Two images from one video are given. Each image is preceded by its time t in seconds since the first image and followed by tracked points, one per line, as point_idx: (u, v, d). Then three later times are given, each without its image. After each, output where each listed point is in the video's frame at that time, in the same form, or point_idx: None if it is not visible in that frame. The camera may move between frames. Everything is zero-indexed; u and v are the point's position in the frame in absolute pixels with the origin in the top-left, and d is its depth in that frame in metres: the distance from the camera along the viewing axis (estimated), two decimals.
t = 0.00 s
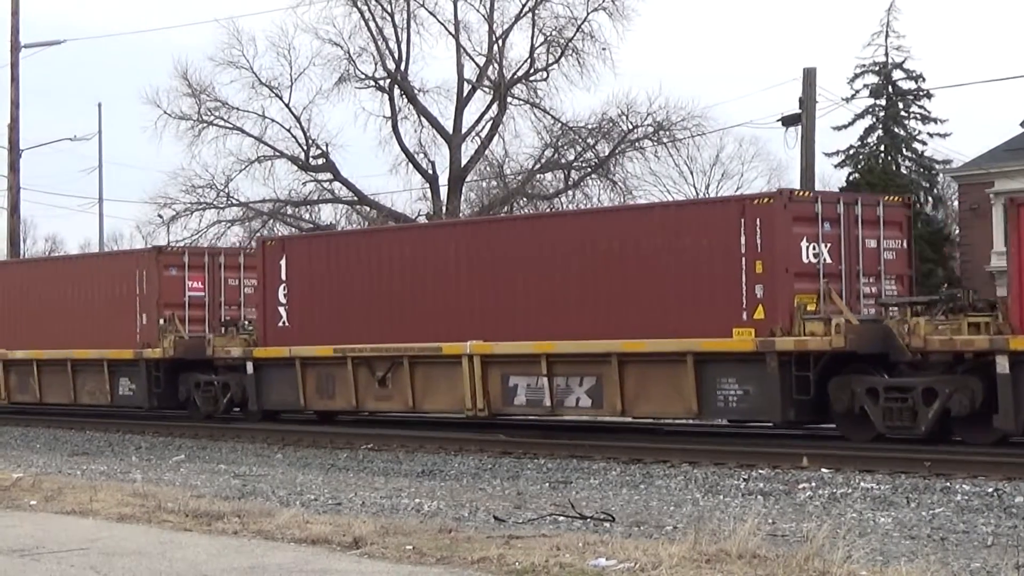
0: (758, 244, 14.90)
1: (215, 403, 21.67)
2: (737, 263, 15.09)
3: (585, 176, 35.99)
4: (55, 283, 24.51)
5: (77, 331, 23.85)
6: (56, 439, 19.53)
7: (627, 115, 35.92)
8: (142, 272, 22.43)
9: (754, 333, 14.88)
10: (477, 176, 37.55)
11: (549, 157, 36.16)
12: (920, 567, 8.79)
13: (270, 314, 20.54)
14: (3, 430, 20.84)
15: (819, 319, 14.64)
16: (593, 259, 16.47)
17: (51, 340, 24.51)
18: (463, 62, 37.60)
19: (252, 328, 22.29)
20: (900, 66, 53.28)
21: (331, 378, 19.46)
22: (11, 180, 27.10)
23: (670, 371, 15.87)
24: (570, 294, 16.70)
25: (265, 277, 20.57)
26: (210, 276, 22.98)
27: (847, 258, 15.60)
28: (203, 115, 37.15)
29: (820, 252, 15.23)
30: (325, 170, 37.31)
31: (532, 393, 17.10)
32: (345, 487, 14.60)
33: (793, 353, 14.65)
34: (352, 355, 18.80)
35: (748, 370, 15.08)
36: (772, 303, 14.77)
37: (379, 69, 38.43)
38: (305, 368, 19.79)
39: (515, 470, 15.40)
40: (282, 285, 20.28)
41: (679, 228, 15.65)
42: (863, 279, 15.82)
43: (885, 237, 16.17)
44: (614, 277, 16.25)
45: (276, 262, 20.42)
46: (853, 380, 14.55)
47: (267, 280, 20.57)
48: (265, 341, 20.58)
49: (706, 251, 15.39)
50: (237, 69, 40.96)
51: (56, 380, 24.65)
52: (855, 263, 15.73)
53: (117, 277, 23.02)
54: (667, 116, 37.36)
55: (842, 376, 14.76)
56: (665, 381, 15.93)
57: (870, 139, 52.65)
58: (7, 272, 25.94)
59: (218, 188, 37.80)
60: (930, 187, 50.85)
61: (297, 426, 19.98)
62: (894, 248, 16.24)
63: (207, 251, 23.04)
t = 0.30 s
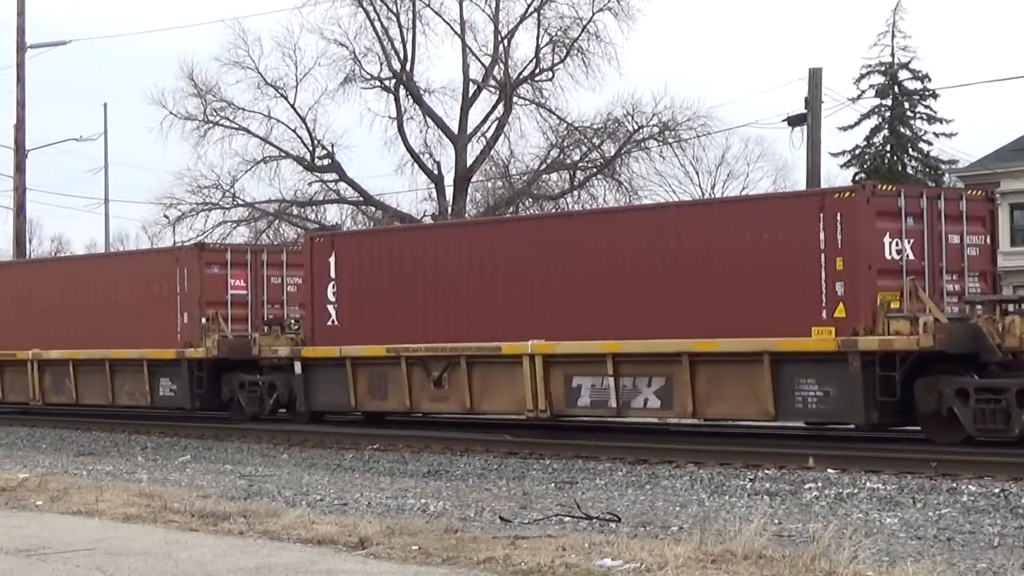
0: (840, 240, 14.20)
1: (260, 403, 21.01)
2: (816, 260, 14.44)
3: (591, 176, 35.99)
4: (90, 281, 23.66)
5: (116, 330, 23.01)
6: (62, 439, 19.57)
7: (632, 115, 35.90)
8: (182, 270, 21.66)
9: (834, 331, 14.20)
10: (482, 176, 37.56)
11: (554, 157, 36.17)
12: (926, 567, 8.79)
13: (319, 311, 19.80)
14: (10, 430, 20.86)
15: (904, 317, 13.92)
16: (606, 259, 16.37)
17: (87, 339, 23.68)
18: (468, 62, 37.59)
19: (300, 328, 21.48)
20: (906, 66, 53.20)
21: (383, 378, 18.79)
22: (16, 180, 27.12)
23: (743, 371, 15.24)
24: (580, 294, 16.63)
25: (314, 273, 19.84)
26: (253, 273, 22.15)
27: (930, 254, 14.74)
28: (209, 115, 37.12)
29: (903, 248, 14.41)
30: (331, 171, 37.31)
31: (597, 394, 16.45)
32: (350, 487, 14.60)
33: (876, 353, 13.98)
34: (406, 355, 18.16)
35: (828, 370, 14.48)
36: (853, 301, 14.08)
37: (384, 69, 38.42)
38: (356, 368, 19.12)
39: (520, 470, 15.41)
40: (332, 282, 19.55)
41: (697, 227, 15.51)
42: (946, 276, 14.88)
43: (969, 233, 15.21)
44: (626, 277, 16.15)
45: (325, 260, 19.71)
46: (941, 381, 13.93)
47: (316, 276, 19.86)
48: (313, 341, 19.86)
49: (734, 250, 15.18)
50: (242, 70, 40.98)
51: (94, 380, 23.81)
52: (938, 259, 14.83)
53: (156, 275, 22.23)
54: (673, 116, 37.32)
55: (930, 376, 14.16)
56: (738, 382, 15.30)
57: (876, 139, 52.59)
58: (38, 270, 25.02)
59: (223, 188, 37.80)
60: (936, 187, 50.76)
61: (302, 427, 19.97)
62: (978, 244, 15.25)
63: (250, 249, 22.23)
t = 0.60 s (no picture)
0: (931, 235, 13.35)
1: (314, 404, 20.13)
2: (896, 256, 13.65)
3: (602, 177, 36.00)
4: (131, 278, 22.47)
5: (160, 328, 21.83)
6: (74, 439, 19.63)
7: (643, 115, 35.90)
8: (230, 267, 20.52)
9: (927, 331, 13.33)
10: (493, 177, 37.60)
11: (566, 157, 36.22)
12: (938, 567, 8.77)
13: (373, 310, 18.86)
14: (22, 430, 20.89)
15: (1002, 318, 13.12)
16: (635, 258, 15.84)
17: (129, 338, 22.48)
18: (479, 62, 37.59)
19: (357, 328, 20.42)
20: (917, 66, 53.17)
21: (444, 378, 17.89)
22: (27, 179, 27.15)
23: (831, 371, 14.26)
24: (610, 294, 16.08)
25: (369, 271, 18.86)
26: (304, 270, 21.08)
27: None
28: (220, 116, 37.18)
29: (997, 245, 13.55)
30: (342, 171, 37.35)
31: (672, 395, 15.50)
32: (362, 487, 14.60)
33: (971, 353, 13.11)
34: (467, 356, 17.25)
35: (919, 371, 13.54)
36: (946, 300, 13.23)
37: (395, 70, 38.43)
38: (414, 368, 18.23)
39: (532, 470, 15.41)
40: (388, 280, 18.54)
41: (732, 224, 14.95)
42: None
43: None
44: (657, 275, 15.61)
45: (382, 257, 18.63)
46: None
47: (372, 274, 18.85)
48: (370, 340, 18.87)
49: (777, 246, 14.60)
50: (254, 70, 41.07)
51: (138, 380, 22.64)
52: None
53: (201, 272, 21.04)
54: (683, 116, 37.28)
55: None
56: (826, 382, 14.32)
57: (888, 138, 52.58)
58: (75, 266, 23.80)
59: (234, 189, 37.89)
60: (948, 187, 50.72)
61: (313, 427, 19.99)
62: None
63: (300, 245, 21.16)
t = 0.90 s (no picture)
0: None
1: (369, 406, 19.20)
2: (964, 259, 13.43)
3: (614, 177, 36.01)
4: (177, 275, 21.30)
5: (207, 327, 20.67)
6: (87, 439, 19.70)
7: (655, 116, 35.90)
8: (280, 265, 19.39)
9: None
10: (505, 177, 37.67)
11: (577, 157, 36.22)
12: (951, 568, 8.37)
13: (432, 310, 18.13)
14: (35, 431, 20.96)
15: None
16: (711, 256, 15.20)
17: (174, 338, 21.31)
18: (491, 63, 37.59)
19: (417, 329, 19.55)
20: (929, 66, 53.12)
21: (507, 379, 17.33)
22: (39, 180, 27.24)
23: (923, 373, 13.75)
24: (651, 295, 15.70)
25: (428, 269, 18.11)
26: (355, 269, 20.17)
27: None
28: (232, 117, 37.17)
29: None
30: (353, 171, 37.33)
31: (751, 398, 14.95)
32: (374, 488, 14.39)
33: None
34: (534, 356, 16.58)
35: (1014, 372, 13.18)
36: None
37: (407, 71, 38.43)
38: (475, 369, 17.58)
39: (544, 471, 15.41)
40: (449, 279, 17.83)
41: (784, 224, 14.66)
42: None
43: None
44: (699, 276, 15.29)
45: (440, 256, 17.99)
46: None
47: (430, 272, 18.12)
48: (428, 339, 18.21)
49: (831, 247, 14.32)
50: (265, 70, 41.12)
51: (183, 382, 21.51)
52: None
53: (248, 270, 19.90)
54: (695, 116, 37.25)
55: None
56: (916, 384, 13.81)
57: (900, 139, 52.55)
58: (113, 264, 22.62)
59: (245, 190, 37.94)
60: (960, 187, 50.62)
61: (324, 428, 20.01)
62: None
63: (352, 241, 20.26)
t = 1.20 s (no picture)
0: None
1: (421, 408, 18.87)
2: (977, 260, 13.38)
3: (619, 177, 36.00)
4: (221, 274, 20.96)
5: (253, 327, 20.35)
6: (93, 439, 19.73)
7: (661, 116, 35.91)
8: (327, 263, 19.26)
9: None
10: (511, 178, 37.70)
11: (583, 158, 36.25)
12: (956, 569, 8.25)
13: (490, 309, 17.70)
14: (40, 431, 21.02)
15: None
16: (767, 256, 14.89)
17: (218, 338, 20.96)
18: (497, 63, 37.59)
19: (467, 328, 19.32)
20: (936, 66, 53.16)
21: (568, 380, 16.87)
22: (46, 181, 27.30)
23: (1014, 374, 13.25)
24: (665, 295, 15.73)
25: (485, 267, 17.70)
26: (405, 267, 20.16)
27: None
28: (238, 117, 37.19)
29: None
30: (358, 171, 37.35)
31: (829, 400, 14.48)
32: (379, 489, 14.35)
33: None
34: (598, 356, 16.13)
35: None
36: None
37: (413, 72, 38.43)
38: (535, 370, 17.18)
39: (550, 471, 15.39)
40: (507, 277, 17.41)
41: (801, 225, 14.67)
42: None
43: None
44: (713, 276, 15.32)
45: (499, 253, 17.56)
46: None
47: (486, 269, 17.75)
48: (483, 340, 17.90)
49: (846, 247, 14.30)
50: (272, 72, 41.16)
51: (224, 383, 21.05)
52: None
53: (295, 269, 19.71)
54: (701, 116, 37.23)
55: None
56: (1007, 386, 13.31)
57: (906, 139, 52.56)
58: (153, 262, 22.22)
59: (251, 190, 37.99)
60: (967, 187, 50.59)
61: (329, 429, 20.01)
62: None
63: (400, 239, 20.26)
